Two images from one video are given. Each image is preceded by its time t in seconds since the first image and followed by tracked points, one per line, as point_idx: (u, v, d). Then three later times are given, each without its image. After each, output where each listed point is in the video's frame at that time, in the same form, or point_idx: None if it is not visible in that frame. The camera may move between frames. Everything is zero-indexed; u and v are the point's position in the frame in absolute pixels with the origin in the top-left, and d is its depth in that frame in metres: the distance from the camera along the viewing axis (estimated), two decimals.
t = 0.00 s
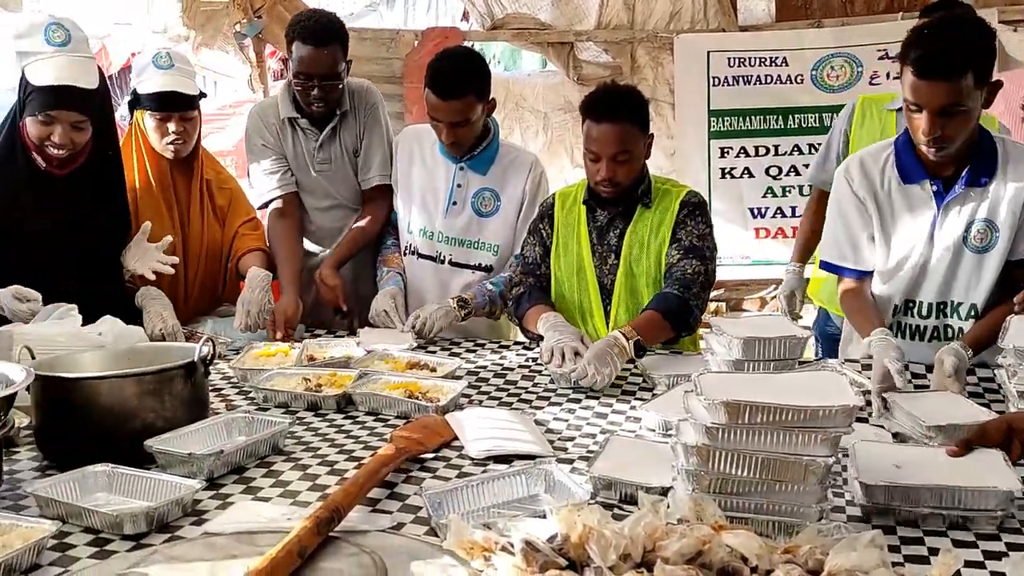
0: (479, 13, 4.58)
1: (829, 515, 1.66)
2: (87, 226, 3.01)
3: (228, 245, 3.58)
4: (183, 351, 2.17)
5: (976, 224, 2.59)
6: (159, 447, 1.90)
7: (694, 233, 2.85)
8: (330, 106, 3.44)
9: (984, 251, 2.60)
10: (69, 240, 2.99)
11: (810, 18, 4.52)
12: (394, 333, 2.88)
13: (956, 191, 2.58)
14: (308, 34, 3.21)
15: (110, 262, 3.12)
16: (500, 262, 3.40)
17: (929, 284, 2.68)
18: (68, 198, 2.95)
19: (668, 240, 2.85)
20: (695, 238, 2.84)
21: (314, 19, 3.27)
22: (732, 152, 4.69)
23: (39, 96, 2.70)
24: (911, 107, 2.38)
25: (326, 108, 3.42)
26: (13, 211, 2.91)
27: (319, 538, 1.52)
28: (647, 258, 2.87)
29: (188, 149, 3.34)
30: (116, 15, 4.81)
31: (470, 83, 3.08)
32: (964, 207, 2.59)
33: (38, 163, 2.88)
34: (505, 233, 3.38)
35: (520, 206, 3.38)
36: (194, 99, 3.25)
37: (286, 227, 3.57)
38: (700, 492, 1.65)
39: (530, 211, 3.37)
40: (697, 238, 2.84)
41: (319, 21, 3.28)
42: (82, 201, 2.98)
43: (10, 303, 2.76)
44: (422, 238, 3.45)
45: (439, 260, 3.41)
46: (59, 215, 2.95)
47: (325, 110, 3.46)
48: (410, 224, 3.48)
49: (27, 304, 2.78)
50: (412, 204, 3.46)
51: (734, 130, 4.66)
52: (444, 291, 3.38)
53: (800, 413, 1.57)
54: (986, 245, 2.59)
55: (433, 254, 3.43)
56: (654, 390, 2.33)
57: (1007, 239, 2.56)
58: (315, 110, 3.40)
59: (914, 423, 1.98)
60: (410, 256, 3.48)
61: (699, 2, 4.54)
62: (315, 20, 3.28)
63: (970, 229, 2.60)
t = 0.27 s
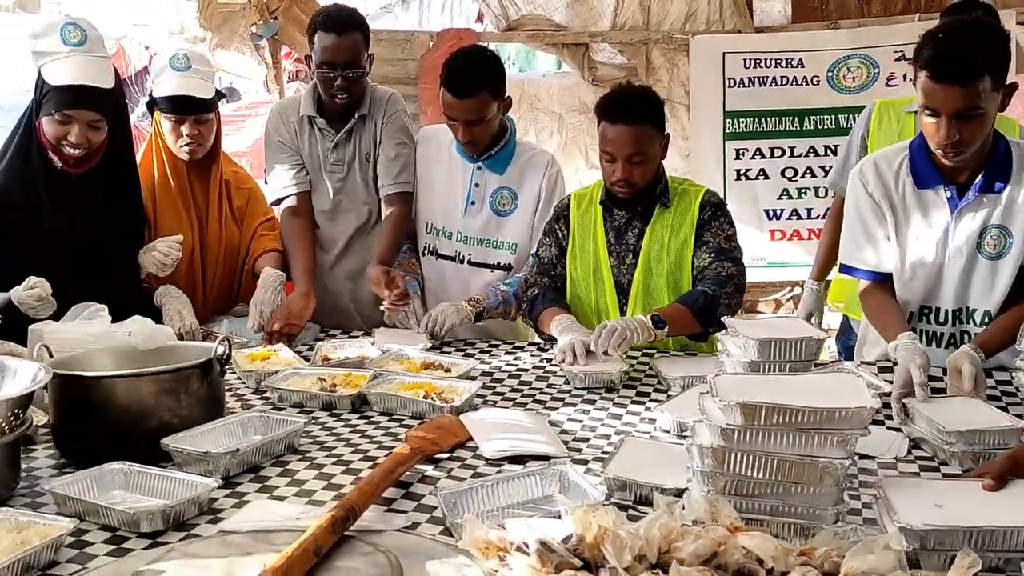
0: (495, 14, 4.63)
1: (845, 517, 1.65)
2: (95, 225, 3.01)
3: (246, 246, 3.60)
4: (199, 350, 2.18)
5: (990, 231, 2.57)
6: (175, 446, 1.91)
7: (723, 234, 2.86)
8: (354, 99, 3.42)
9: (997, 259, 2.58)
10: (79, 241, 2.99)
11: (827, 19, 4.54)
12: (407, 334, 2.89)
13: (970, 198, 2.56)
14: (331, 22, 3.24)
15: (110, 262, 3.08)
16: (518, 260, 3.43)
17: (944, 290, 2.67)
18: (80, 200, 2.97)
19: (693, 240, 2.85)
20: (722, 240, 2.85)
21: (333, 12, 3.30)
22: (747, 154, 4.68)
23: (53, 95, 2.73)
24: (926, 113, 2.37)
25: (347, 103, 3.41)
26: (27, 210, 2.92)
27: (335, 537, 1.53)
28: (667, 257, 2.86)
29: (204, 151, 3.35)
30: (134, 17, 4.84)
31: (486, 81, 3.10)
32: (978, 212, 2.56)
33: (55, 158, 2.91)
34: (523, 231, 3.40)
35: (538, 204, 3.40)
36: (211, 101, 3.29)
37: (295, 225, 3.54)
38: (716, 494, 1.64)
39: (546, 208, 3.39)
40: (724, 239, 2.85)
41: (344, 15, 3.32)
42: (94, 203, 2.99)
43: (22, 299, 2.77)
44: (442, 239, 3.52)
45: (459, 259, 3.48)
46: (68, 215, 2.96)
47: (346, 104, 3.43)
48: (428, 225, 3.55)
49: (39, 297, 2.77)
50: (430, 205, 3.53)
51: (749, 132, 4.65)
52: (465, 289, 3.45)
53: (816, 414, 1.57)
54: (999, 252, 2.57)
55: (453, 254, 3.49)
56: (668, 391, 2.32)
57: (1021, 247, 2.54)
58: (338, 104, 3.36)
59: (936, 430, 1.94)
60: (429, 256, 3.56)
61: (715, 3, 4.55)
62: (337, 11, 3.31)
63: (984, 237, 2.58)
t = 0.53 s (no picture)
0: (509, 16, 4.60)
1: (863, 521, 1.65)
2: (99, 223, 3.00)
3: (261, 249, 3.63)
4: (215, 351, 2.19)
5: (1004, 238, 2.54)
6: (193, 446, 1.92)
7: (752, 248, 2.88)
8: (366, 105, 3.32)
9: (1010, 266, 2.55)
10: (83, 237, 2.98)
11: (843, 21, 4.50)
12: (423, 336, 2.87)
13: (986, 204, 2.52)
14: (340, 24, 3.13)
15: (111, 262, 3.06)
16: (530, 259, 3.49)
17: (960, 294, 2.67)
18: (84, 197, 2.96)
19: (722, 250, 2.89)
20: (753, 253, 2.89)
21: (342, 14, 3.20)
22: (762, 156, 4.67)
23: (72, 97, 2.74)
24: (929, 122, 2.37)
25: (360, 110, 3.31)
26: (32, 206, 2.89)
27: (352, 537, 1.53)
28: (692, 261, 2.88)
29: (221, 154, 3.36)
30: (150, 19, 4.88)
31: (494, 79, 3.14)
32: (993, 219, 2.54)
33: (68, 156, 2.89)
34: (534, 230, 3.47)
35: (548, 202, 3.47)
36: (228, 105, 3.31)
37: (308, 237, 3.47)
38: (732, 497, 1.64)
39: (557, 205, 3.47)
40: (753, 253, 2.88)
41: (353, 18, 3.21)
42: (101, 202, 3.00)
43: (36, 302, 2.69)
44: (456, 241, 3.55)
45: (472, 260, 3.52)
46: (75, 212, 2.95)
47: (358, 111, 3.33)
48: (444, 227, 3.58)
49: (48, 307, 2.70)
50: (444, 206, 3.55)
51: (765, 134, 4.63)
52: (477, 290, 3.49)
53: (832, 418, 1.56)
54: (1012, 259, 2.54)
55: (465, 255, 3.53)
56: (683, 394, 2.32)
57: None
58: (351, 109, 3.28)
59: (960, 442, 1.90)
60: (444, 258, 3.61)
61: (730, 5, 4.52)
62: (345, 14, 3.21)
63: (997, 243, 2.55)
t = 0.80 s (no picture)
0: (523, 19, 4.62)
1: (880, 527, 1.64)
2: (108, 223, 2.97)
3: (276, 251, 3.65)
4: (231, 353, 2.21)
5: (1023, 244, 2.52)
6: (210, 447, 1.93)
7: (770, 250, 2.88)
8: (383, 116, 3.26)
9: None
10: (88, 239, 2.93)
11: (858, 24, 4.50)
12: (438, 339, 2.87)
13: (1000, 210, 2.52)
14: (352, 35, 3.08)
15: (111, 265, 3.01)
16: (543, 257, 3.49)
17: (973, 300, 2.64)
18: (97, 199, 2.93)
19: (740, 256, 2.89)
20: (770, 255, 2.88)
21: (356, 23, 3.14)
22: (777, 159, 4.65)
23: (127, 105, 2.80)
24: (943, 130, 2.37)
25: (374, 120, 3.25)
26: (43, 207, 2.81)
27: (369, 539, 1.54)
28: (714, 263, 2.90)
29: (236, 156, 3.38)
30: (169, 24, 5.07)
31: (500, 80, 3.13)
32: (1009, 224, 2.52)
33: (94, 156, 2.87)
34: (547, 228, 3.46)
35: (559, 200, 3.46)
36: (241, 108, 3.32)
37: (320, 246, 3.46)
38: (749, 502, 1.64)
39: (568, 202, 3.44)
40: (770, 255, 2.88)
41: (365, 27, 3.15)
42: (111, 202, 2.98)
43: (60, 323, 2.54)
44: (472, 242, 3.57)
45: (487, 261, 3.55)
46: (83, 214, 2.90)
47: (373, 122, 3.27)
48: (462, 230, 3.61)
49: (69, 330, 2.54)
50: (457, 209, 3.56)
51: (780, 137, 4.62)
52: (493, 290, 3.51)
53: (849, 423, 1.56)
54: None
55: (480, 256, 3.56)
56: (698, 397, 2.32)
57: None
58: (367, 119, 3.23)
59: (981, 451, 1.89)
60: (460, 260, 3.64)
61: (745, 7, 4.51)
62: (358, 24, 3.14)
63: (1016, 249, 2.53)
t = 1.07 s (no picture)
0: (538, 23, 4.66)
1: (896, 531, 1.64)
2: (124, 226, 2.96)
3: (291, 256, 3.67)
4: (247, 355, 2.22)
5: None
6: (226, 449, 1.94)
7: (790, 253, 2.86)
8: (400, 130, 3.26)
9: None
10: (102, 238, 2.94)
11: (874, 26, 4.46)
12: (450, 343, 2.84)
13: (1008, 212, 2.48)
14: (366, 52, 3.04)
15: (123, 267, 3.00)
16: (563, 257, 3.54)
17: (985, 301, 2.61)
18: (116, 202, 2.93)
19: (761, 257, 2.88)
20: (789, 258, 2.86)
21: (375, 33, 3.12)
22: (792, 162, 4.64)
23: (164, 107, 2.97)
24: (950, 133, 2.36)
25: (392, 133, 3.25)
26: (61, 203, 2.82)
27: (384, 541, 1.55)
28: (735, 265, 2.91)
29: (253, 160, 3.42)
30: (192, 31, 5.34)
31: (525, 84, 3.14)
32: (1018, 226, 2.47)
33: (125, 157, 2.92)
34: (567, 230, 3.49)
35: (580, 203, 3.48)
36: (257, 110, 3.34)
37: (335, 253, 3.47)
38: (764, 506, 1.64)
39: (585, 202, 3.47)
40: (790, 258, 2.85)
41: (384, 39, 3.12)
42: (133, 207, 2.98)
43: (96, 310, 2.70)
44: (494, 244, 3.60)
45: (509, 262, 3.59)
46: (102, 213, 2.90)
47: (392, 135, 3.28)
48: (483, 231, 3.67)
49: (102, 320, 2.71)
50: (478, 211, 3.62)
51: (795, 139, 4.62)
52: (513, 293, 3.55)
53: (866, 427, 1.55)
54: None
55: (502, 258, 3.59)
56: (712, 401, 2.31)
57: None
58: (383, 135, 3.23)
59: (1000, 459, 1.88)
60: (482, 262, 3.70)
61: (760, 9, 4.48)
62: (374, 36, 3.11)
63: None
